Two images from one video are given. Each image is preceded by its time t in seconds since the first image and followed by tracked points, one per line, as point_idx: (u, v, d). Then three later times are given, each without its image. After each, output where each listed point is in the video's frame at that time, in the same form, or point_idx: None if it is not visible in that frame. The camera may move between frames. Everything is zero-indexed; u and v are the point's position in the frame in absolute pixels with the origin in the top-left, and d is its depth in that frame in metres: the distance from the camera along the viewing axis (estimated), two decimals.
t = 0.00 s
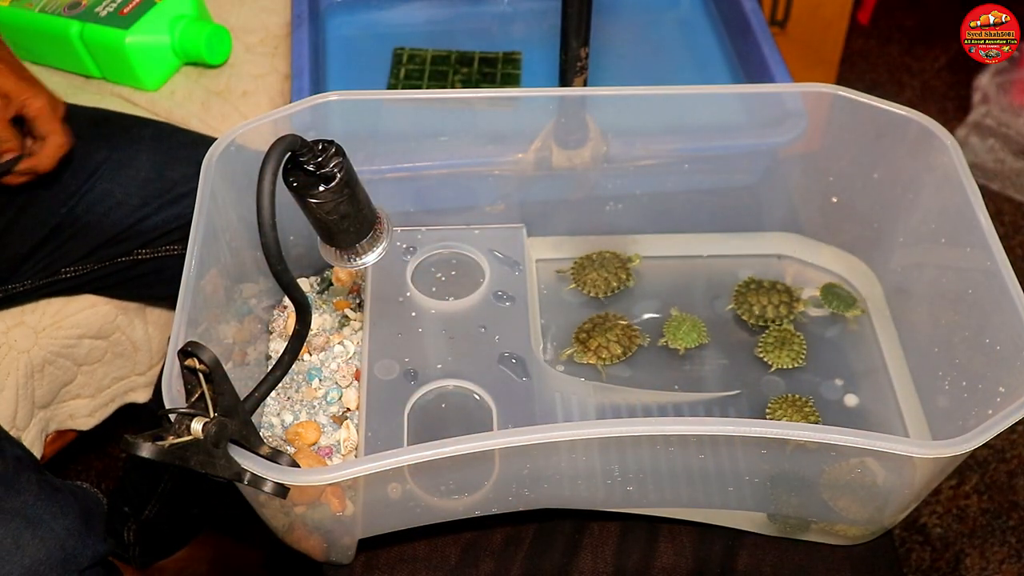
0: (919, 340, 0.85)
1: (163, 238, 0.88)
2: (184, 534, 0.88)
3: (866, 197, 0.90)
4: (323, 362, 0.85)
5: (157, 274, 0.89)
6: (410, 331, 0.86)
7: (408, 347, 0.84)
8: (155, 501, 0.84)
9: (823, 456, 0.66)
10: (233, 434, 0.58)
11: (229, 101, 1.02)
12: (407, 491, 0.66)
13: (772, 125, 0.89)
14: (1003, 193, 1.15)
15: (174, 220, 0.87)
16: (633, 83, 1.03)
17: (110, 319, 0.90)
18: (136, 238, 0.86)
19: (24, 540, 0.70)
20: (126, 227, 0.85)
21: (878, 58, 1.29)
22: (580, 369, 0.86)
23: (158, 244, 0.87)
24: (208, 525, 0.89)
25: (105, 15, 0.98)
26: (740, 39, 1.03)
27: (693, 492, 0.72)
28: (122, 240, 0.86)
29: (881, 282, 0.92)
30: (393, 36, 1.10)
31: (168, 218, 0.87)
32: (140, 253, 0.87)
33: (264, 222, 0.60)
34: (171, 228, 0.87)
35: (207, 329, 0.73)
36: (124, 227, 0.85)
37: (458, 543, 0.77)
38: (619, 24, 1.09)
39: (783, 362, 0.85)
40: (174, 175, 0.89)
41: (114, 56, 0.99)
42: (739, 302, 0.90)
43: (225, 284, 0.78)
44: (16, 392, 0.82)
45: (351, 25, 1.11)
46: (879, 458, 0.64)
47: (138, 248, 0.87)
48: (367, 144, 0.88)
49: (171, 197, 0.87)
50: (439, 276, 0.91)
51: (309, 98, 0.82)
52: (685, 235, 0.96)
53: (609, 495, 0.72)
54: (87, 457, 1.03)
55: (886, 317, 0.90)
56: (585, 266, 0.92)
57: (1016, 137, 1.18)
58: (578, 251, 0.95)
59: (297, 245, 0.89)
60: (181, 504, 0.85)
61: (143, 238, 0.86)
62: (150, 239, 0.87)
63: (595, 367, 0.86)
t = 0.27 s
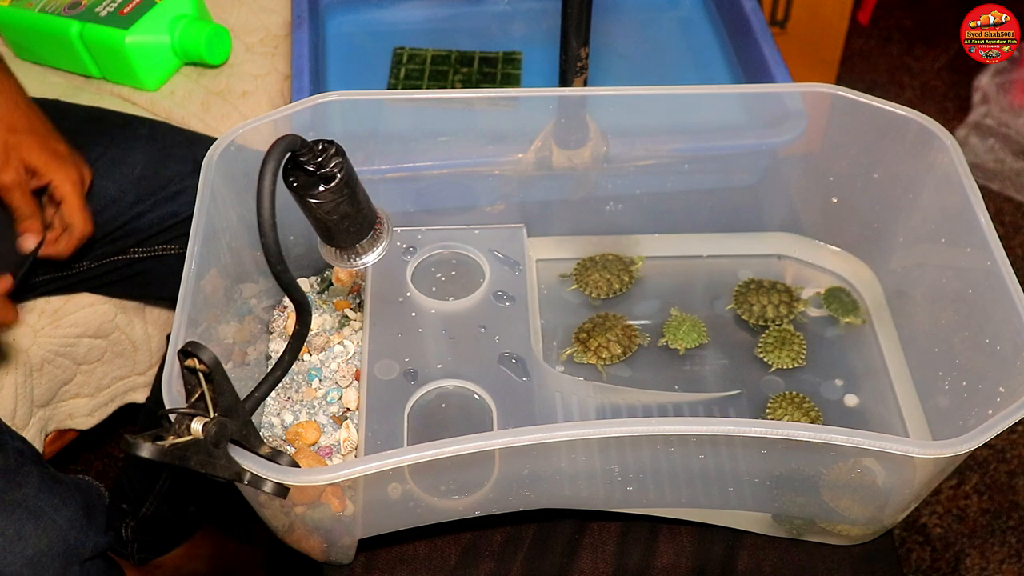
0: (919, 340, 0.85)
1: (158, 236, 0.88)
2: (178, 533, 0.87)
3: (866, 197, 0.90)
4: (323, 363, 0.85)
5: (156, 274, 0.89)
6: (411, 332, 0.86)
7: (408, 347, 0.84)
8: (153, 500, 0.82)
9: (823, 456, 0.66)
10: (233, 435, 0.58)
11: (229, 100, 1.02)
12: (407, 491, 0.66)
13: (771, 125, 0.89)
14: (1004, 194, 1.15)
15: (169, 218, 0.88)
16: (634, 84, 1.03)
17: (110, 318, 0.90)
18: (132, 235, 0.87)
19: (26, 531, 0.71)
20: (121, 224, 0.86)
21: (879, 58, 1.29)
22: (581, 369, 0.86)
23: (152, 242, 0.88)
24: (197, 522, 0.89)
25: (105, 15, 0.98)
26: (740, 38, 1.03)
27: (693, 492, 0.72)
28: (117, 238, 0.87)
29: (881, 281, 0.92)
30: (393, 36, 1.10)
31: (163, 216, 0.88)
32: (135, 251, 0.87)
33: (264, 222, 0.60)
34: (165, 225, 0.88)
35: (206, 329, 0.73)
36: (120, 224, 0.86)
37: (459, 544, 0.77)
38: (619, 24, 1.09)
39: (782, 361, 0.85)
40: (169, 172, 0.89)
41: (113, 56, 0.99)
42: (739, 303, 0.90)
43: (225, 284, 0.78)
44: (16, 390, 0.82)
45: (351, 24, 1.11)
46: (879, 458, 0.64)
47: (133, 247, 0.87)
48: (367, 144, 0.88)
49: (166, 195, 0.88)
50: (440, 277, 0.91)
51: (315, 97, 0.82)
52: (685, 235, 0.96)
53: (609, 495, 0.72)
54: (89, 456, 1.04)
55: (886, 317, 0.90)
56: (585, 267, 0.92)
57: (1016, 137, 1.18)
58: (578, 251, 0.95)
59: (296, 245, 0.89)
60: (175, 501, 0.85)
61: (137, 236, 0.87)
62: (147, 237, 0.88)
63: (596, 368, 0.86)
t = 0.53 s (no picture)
0: (920, 340, 0.84)
1: (160, 235, 0.88)
2: (179, 529, 0.88)
3: (865, 196, 0.90)
4: (322, 362, 0.85)
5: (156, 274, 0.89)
6: (411, 331, 0.86)
7: (408, 347, 0.84)
8: (153, 497, 0.83)
9: (824, 456, 0.66)
10: (233, 435, 0.58)
11: (229, 100, 1.02)
12: (407, 492, 0.66)
13: (772, 125, 0.89)
14: (1004, 193, 1.15)
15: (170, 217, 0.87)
16: (633, 83, 1.03)
17: (109, 318, 0.90)
18: (131, 236, 0.86)
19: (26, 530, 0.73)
20: (120, 225, 0.86)
21: (879, 58, 1.29)
22: (581, 369, 0.86)
23: (153, 241, 0.87)
24: (197, 519, 0.89)
25: (105, 15, 0.98)
26: (739, 37, 1.03)
27: (693, 492, 0.72)
28: (119, 237, 0.86)
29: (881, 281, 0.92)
30: (393, 35, 1.10)
31: (165, 215, 0.87)
32: (135, 250, 0.87)
33: (265, 222, 0.60)
34: (166, 224, 0.87)
35: (207, 329, 0.73)
36: (120, 225, 0.86)
37: (459, 543, 0.77)
38: (619, 23, 1.09)
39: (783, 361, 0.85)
40: (170, 172, 0.88)
41: (113, 56, 0.99)
42: (739, 302, 0.90)
43: (225, 284, 0.78)
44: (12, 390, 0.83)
45: (351, 24, 1.11)
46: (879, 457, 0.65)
47: (135, 246, 0.87)
48: (367, 144, 0.88)
49: (167, 194, 0.87)
50: (440, 277, 0.91)
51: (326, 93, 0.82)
52: (685, 234, 0.96)
53: (609, 495, 0.72)
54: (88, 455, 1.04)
55: (886, 317, 0.90)
56: (585, 267, 0.92)
57: (1015, 137, 1.19)
58: (578, 250, 0.95)
59: (296, 245, 0.89)
60: (175, 499, 0.85)
61: (138, 236, 0.86)
62: (148, 237, 0.87)
63: (596, 367, 0.86)
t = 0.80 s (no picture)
0: (919, 338, 0.84)
1: (162, 234, 0.88)
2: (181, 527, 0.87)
3: (865, 194, 0.90)
4: (323, 360, 0.85)
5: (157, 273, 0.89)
6: (411, 329, 0.86)
7: (408, 345, 0.84)
8: (155, 494, 0.83)
9: (823, 453, 0.66)
10: (233, 433, 0.58)
11: (229, 98, 1.02)
12: (407, 489, 0.66)
13: (772, 122, 0.89)
14: (1004, 190, 1.16)
15: (175, 214, 0.88)
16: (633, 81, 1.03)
17: (111, 317, 0.90)
18: (139, 232, 0.87)
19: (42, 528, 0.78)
20: (128, 221, 0.87)
21: (879, 55, 1.29)
22: (581, 366, 0.86)
23: (157, 239, 0.88)
24: (198, 517, 0.88)
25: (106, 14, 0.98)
26: (740, 34, 1.02)
27: (693, 489, 0.72)
28: (124, 234, 0.87)
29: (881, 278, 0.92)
30: (393, 33, 1.09)
31: (170, 213, 0.88)
32: (140, 249, 0.87)
33: (264, 220, 0.60)
34: (171, 222, 0.88)
35: (207, 327, 0.73)
36: (127, 222, 0.87)
37: (460, 541, 0.77)
38: (619, 20, 1.09)
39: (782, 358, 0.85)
40: (176, 170, 0.90)
41: (114, 55, 0.99)
42: (740, 299, 0.90)
43: (225, 281, 0.78)
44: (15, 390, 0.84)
45: (351, 21, 1.11)
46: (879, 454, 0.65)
47: (138, 243, 0.87)
48: (367, 141, 0.88)
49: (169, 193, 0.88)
50: (440, 274, 0.91)
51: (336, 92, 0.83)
52: (685, 232, 0.96)
53: (609, 492, 0.72)
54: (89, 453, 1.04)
55: (886, 314, 0.90)
56: (585, 265, 0.92)
57: (1016, 134, 1.19)
58: (579, 248, 0.95)
59: (296, 243, 0.89)
60: (177, 496, 0.84)
61: (143, 233, 0.87)
62: (151, 234, 0.87)
63: (596, 365, 0.86)
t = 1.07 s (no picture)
0: (919, 326, 0.84)
1: (165, 224, 0.88)
2: (182, 516, 0.89)
3: (865, 182, 0.90)
4: (322, 349, 0.85)
5: (158, 263, 0.88)
6: (410, 318, 0.85)
7: (408, 334, 0.84)
8: (156, 481, 0.84)
9: (824, 440, 0.66)
10: (233, 421, 0.58)
11: (227, 87, 1.02)
12: (408, 477, 0.66)
13: (770, 110, 0.88)
14: (1004, 177, 1.16)
15: (177, 204, 0.88)
16: (634, 68, 1.02)
17: (112, 308, 0.89)
18: (142, 222, 0.87)
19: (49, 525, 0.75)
20: (134, 211, 0.86)
21: (879, 43, 1.29)
22: (581, 355, 0.86)
23: (160, 229, 0.88)
24: (198, 503, 0.90)
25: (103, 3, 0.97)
26: (740, 21, 1.02)
27: (694, 477, 0.72)
28: (128, 225, 0.86)
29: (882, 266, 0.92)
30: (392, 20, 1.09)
31: (174, 202, 0.88)
32: (141, 238, 0.87)
33: (264, 210, 0.60)
34: (175, 212, 0.88)
35: (207, 316, 0.73)
36: (132, 212, 0.86)
37: (460, 529, 0.77)
38: (619, 7, 1.08)
39: (782, 345, 0.85)
40: (181, 159, 0.89)
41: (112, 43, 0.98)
42: (739, 287, 0.90)
43: (224, 271, 0.78)
44: (17, 381, 0.83)
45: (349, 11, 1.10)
46: (878, 441, 0.65)
47: (142, 233, 0.87)
48: (366, 129, 0.88)
49: (171, 182, 0.87)
50: (440, 264, 0.90)
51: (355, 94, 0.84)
52: (685, 219, 0.96)
53: (609, 480, 0.72)
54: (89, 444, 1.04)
55: (887, 302, 0.89)
56: (585, 253, 0.92)
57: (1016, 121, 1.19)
58: (578, 237, 0.95)
59: (295, 232, 0.89)
60: (178, 482, 0.86)
61: (146, 223, 0.87)
62: (154, 224, 0.87)
63: (596, 354, 0.86)
